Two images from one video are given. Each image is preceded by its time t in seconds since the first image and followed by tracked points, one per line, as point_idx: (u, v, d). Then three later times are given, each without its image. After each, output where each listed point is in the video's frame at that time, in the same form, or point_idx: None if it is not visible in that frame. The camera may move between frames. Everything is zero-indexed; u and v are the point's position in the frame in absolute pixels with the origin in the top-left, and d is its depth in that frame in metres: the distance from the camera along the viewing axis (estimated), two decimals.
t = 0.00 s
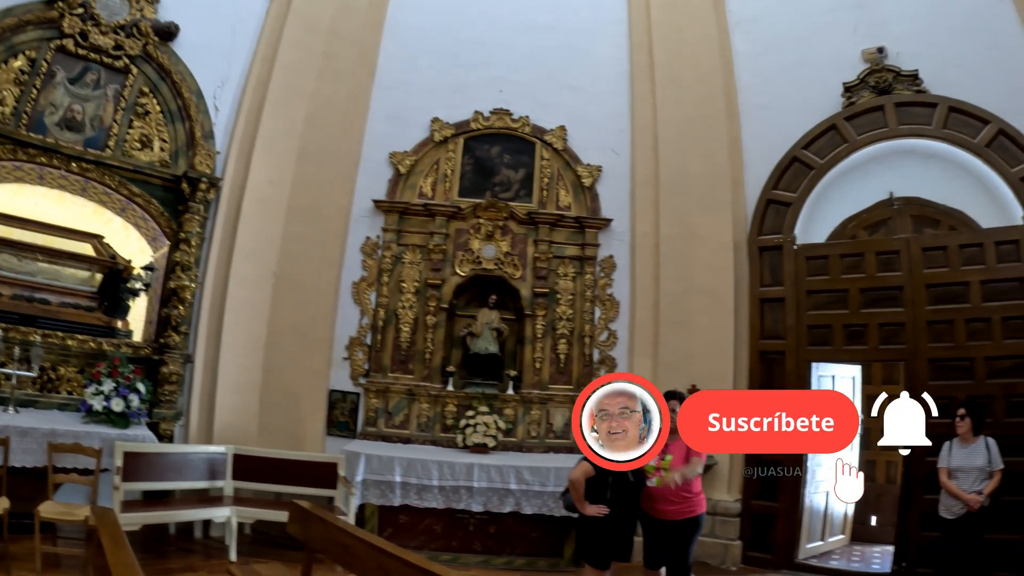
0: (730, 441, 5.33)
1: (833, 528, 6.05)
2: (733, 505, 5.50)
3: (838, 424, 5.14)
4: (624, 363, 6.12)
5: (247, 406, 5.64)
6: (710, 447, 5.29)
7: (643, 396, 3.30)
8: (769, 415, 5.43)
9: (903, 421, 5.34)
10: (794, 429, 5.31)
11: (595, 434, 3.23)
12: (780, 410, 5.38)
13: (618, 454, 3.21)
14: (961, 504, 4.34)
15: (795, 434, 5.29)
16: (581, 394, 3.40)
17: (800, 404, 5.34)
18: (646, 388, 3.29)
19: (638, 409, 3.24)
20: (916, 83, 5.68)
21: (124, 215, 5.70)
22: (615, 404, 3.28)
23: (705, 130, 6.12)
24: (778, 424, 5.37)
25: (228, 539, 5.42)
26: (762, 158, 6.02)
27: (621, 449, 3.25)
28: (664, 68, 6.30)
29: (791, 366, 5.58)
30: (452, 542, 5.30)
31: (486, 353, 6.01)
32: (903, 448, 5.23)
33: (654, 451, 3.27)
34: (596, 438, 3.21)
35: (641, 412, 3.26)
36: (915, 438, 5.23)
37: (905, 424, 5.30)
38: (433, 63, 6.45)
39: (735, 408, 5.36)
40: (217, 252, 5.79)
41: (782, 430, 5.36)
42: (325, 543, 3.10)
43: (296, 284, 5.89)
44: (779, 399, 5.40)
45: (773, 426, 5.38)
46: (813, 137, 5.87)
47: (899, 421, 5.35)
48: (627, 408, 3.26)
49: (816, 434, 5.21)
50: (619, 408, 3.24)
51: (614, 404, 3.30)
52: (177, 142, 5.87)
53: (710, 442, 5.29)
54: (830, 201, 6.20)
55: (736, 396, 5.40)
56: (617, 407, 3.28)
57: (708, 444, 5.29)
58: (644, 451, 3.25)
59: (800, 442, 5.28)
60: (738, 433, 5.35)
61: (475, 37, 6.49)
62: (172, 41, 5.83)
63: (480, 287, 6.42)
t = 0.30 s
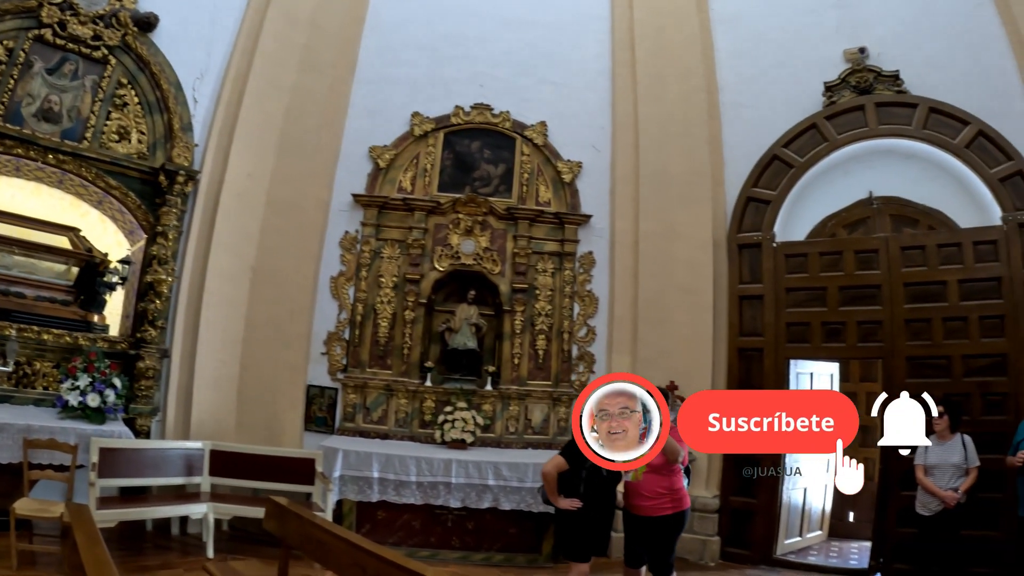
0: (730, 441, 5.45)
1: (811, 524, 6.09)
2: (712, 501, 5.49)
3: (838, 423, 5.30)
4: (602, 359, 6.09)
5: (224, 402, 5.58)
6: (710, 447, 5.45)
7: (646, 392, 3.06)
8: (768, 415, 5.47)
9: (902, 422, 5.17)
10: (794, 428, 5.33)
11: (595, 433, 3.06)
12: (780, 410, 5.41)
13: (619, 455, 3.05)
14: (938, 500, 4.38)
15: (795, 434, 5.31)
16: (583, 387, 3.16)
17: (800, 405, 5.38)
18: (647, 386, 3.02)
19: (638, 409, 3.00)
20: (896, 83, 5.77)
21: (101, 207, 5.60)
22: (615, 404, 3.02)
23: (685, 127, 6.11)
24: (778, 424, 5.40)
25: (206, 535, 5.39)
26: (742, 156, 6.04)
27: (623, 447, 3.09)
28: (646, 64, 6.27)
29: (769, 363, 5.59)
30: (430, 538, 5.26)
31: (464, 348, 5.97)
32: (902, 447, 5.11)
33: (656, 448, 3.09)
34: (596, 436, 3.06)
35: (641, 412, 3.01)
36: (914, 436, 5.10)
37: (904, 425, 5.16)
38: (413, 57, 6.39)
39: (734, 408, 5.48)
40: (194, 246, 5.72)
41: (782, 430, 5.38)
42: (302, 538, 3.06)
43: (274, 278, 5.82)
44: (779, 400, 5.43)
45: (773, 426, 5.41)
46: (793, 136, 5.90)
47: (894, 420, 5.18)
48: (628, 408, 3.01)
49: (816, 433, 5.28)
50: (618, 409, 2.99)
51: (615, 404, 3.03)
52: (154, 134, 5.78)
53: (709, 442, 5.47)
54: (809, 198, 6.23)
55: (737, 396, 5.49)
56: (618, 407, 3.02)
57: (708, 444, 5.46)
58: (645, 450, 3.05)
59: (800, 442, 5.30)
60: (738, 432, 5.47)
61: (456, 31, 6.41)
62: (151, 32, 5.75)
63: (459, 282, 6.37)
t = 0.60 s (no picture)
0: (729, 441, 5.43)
1: (788, 520, 6.11)
2: (690, 497, 5.49)
3: (838, 423, 5.30)
4: (581, 356, 6.02)
5: (201, 396, 5.52)
6: (710, 446, 5.49)
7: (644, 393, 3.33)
8: (768, 415, 5.39)
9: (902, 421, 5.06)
10: (794, 428, 5.27)
11: (595, 434, 3.20)
12: (781, 411, 5.32)
13: (617, 454, 3.19)
14: (915, 498, 4.41)
15: (795, 434, 5.25)
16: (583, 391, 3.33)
17: (802, 405, 5.33)
18: (644, 389, 3.32)
19: (638, 410, 3.25)
20: (877, 83, 5.81)
21: (78, 199, 5.50)
22: (614, 404, 3.26)
23: (668, 123, 6.02)
24: (778, 425, 5.33)
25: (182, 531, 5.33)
26: (724, 154, 6.03)
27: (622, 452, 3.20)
28: (629, 61, 6.18)
29: (747, 361, 5.60)
30: (407, 534, 5.23)
31: (442, 343, 5.95)
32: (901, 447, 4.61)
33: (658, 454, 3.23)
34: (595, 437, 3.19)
35: (640, 412, 3.26)
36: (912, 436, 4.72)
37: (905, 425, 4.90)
38: (394, 50, 6.33)
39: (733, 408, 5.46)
40: (171, 240, 5.65)
41: (782, 430, 5.30)
42: (279, 538, 3.03)
43: (251, 272, 5.75)
44: (778, 400, 5.37)
45: (773, 426, 5.34)
46: (773, 135, 5.91)
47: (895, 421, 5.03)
48: (626, 408, 3.26)
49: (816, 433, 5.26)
50: (619, 407, 3.23)
51: (614, 405, 3.27)
52: (132, 126, 5.70)
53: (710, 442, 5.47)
54: (790, 199, 6.28)
55: (737, 396, 5.47)
56: (618, 407, 3.26)
57: (708, 444, 5.48)
58: (644, 451, 3.19)
59: (800, 442, 5.23)
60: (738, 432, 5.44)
61: (438, 24, 6.36)
62: (131, 22, 5.66)
63: (437, 277, 6.35)
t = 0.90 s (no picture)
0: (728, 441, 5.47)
1: (767, 517, 6.14)
2: (669, 495, 5.50)
3: (838, 424, 5.30)
4: (562, 353, 5.98)
5: (179, 394, 5.46)
6: (710, 447, 5.54)
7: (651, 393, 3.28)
8: (768, 415, 5.33)
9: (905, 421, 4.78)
10: (794, 429, 5.24)
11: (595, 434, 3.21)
12: (781, 411, 5.29)
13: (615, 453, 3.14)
14: (892, 496, 4.43)
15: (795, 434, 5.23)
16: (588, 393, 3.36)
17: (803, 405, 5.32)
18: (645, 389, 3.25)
19: (640, 409, 3.18)
20: (858, 85, 5.85)
21: (56, 194, 5.45)
22: (614, 404, 3.21)
23: (646, 123, 6.02)
24: (778, 424, 5.30)
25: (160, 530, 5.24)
26: (704, 153, 6.04)
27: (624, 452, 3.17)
28: (611, 59, 6.16)
29: (726, 359, 5.61)
30: (386, 532, 5.23)
31: (421, 341, 5.90)
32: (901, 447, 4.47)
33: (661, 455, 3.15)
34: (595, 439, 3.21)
35: (641, 412, 3.20)
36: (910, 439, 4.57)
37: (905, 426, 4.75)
38: (376, 46, 6.29)
39: (733, 407, 5.47)
40: (150, 235, 5.57)
41: (781, 430, 5.27)
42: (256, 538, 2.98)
43: (231, 269, 5.70)
44: (778, 400, 5.31)
45: (772, 425, 5.30)
46: (753, 135, 5.95)
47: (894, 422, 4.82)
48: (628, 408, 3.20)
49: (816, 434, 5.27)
50: (618, 408, 3.18)
51: (615, 404, 3.23)
52: (111, 120, 5.60)
53: (710, 442, 5.53)
54: (770, 198, 6.30)
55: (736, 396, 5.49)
56: (618, 406, 3.21)
57: (708, 444, 5.53)
58: (645, 450, 3.12)
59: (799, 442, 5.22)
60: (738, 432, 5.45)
61: (420, 20, 6.32)
62: (111, 15, 5.60)
63: (416, 274, 6.29)
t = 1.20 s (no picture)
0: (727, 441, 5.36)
1: (745, 514, 6.18)
2: (647, 492, 5.49)
3: (838, 423, 5.17)
4: (539, 350, 5.98)
5: (156, 390, 5.40)
6: (710, 446, 5.46)
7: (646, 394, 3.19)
8: (768, 415, 5.22)
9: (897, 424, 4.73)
10: (794, 429, 5.14)
11: (594, 434, 3.08)
12: (781, 411, 5.20)
13: (615, 453, 3.07)
14: (869, 492, 4.49)
15: (796, 435, 5.13)
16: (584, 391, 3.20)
17: (808, 405, 5.19)
18: (643, 388, 3.18)
19: (639, 409, 3.09)
20: (838, 85, 5.89)
21: (33, 188, 5.36)
22: (614, 404, 3.09)
23: (627, 121, 6.02)
24: (778, 424, 5.20)
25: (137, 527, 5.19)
26: (685, 152, 6.05)
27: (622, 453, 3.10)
28: (591, 56, 6.16)
29: (704, 356, 5.63)
30: (365, 529, 5.23)
31: (400, 337, 5.92)
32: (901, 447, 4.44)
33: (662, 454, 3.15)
34: (594, 439, 3.08)
35: (640, 412, 3.11)
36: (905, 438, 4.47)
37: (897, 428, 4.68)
38: (357, 41, 6.25)
39: (733, 407, 5.38)
40: (127, 230, 5.51)
41: (781, 430, 5.18)
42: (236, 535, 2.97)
43: (208, 264, 5.63)
44: (778, 399, 5.21)
45: (772, 425, 5.20)
46: (734, 133, 5.96)
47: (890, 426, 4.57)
48: (627, 408, 3.09)
49: (817, 434, 5.11)
50: (619, 408, 3.06)
51: (614, 404, 3.11)
52: (90, 113, 5.53)
53: (710, 442, 5.44)
54: (750, 196, 6.32)
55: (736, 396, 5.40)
56: (617, 407, 3.10)
57: (708, 444, 5.45)
58: (644, 451, 3.07)
59: (800, 443, 5.11)
60: (738, 432, 5.33)
61: (402, 16, 6.30)
62: (90, 7, 5.51)
63: (395, 270, 6.29)
